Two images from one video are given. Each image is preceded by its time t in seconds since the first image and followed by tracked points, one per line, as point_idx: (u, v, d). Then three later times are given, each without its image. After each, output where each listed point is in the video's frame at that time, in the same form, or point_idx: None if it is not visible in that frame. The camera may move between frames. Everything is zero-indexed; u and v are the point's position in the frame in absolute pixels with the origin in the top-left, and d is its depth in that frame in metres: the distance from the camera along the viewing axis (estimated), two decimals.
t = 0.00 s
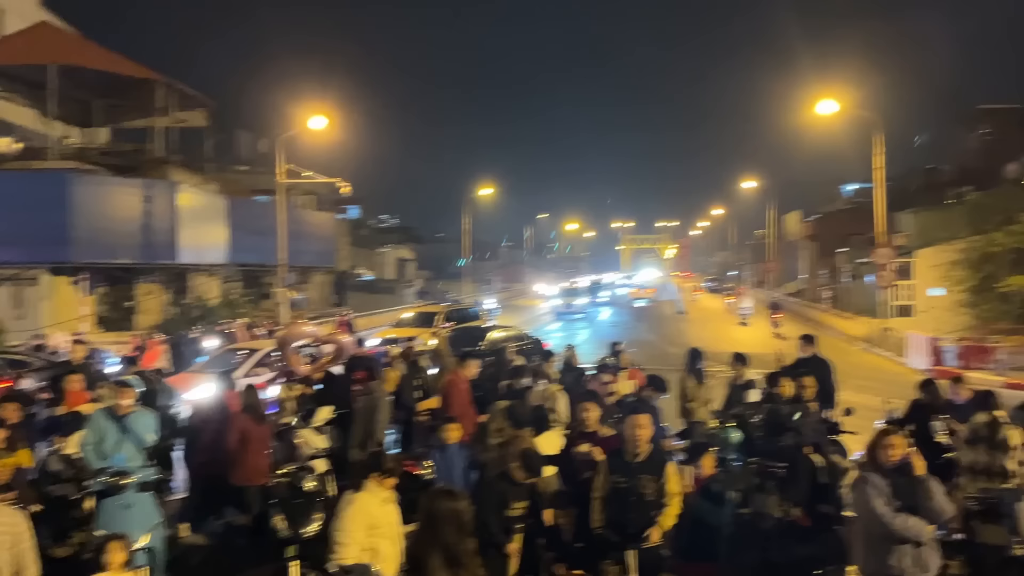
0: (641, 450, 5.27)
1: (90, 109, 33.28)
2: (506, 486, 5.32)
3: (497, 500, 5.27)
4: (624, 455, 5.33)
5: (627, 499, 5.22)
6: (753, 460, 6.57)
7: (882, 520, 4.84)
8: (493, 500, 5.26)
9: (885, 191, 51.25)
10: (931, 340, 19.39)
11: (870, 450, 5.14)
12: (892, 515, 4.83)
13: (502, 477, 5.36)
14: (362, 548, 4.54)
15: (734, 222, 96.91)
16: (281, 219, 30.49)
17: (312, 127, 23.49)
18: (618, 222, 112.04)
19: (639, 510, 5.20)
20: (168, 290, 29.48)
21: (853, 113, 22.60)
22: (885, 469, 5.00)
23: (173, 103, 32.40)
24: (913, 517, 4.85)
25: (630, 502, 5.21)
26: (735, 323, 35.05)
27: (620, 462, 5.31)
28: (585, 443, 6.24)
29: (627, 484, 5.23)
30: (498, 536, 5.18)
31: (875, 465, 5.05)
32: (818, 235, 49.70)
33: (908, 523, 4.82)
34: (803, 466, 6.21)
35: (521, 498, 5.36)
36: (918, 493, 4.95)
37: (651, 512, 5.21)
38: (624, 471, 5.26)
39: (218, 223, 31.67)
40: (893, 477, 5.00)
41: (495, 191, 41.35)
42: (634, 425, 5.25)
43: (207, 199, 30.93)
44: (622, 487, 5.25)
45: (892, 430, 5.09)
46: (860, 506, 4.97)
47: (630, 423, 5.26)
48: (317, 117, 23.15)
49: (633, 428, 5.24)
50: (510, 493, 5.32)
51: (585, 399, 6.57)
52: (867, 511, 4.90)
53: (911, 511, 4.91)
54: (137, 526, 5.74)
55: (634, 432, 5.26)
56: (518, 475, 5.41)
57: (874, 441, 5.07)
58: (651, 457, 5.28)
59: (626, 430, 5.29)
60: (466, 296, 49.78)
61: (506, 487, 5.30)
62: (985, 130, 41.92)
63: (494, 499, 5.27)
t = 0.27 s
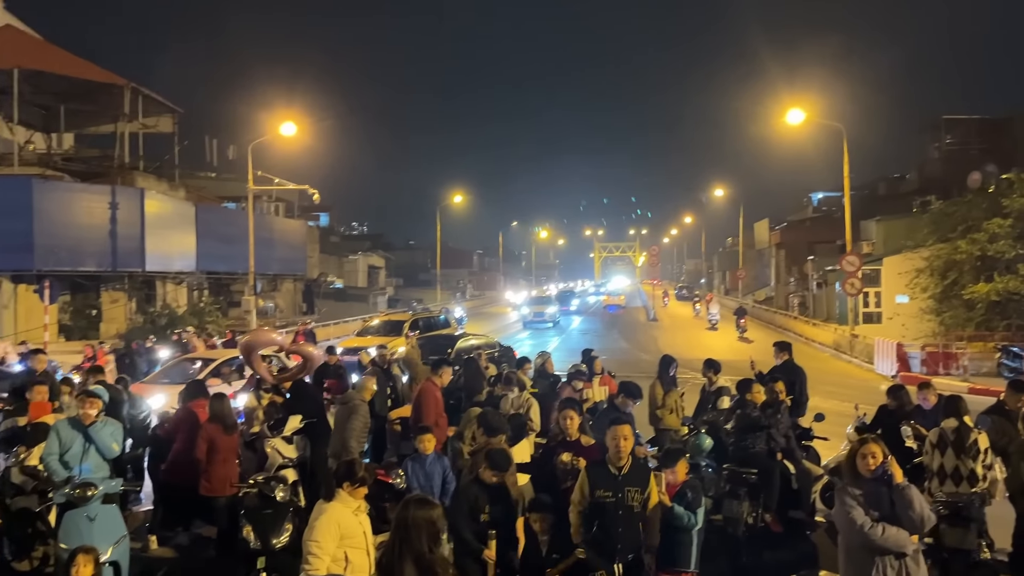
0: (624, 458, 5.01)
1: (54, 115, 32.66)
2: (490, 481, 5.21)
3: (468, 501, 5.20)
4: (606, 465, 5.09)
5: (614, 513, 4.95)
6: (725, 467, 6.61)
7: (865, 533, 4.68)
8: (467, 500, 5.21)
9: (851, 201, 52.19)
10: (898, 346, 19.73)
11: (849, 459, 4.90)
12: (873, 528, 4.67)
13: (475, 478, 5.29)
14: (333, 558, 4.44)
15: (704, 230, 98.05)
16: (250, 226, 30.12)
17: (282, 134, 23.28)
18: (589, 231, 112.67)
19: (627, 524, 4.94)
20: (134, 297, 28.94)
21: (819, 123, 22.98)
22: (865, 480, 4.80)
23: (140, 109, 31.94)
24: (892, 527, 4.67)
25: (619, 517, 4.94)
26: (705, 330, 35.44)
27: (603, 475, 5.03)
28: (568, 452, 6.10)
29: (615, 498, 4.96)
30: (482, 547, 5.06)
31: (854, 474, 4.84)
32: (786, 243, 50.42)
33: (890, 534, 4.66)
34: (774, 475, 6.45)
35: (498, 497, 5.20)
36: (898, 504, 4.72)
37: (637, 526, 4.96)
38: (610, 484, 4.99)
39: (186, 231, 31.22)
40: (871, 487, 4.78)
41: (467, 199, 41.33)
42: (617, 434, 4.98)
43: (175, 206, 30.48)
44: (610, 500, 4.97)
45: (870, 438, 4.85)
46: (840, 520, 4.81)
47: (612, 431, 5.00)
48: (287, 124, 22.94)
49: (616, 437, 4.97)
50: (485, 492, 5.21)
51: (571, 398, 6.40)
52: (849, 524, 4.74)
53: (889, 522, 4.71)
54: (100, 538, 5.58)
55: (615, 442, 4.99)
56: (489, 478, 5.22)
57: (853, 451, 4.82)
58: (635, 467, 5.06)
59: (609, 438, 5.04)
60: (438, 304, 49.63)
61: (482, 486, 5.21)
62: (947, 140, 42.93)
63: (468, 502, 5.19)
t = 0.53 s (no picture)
0: (616, 472, 4.97)
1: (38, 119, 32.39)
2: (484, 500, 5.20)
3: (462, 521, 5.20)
4: (599, 480, 5.03)
5: (615, 528, 4.88)
6: (712, 472, 6.63)
7: (859, 546, 4.61)
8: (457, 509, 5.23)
9: (836, 207, 52.61)
10: (884, 351, 19.90)
11: (849, 468, 4.83)
12: (870, 543, 4.59)
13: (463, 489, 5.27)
14: (320, 566, 4.40)
15: (691, 236, 98.58)
16: (236, 232, 29.96)
17: (268, 138, 23.18)
18: (576, 237, 113.06)
19: (630, 539, 4.89)
20: (118, 303, 28.70)
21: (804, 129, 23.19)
22: (864, 489, 4.71)
23: (125, 113, 31.72)
24: (889, 543, 4.60)
25: (621, 532, 4.89)
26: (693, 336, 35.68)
27: (599, 492, 4.93)
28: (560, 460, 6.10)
29: (615, 514, 4.90)
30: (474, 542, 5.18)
31: (853, 484, 4.76)
32: (773, 249, 50.73)
33: (886, 549, 4.59)
34: (761, 479, 6.45)
35: (487, 501, 5.20)
36: (898, 518, 4.63)
37: (637, 540, 4.92)
38: (609, 500, 4.91)
39: (171, 236, 30.99)
40: (868, 499, 4.70)
41: (454, 205, 41.30)
42: (607, 447, 4.92)
43: (160, 212, 30.26)
44: (610, 516, 4.90)
45: (871, 448, 4.78)
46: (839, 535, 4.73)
47: (602, 443, 4.95)
48: (274, 129, 22.86)
49: (607, 449, 4.91)
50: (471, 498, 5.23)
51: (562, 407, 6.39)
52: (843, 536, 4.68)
53: (885, 536, 4.64)
54: (85, 547, 5.52)
55: (605, 455, 4.93)
56: (471, 480, 5.24)
57: (853, 460, 4.76)
58: (626, 479, 5.04)
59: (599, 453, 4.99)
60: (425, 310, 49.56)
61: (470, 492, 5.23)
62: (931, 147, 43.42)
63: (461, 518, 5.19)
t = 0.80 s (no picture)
0: (625, 477, 4.94)
1: (36, 123, 32.43)
2: (483, 512, 5.06)
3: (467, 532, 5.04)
4: (608, 485, 4.98)
5: (628, 535, 4.85)
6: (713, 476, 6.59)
7: (881, 562, 4.41)
8: (459, 519, 5.09)
9: (835, 211, 52.70)
10: (884, 355, 19.91)
11: (874, 480, 4.61)
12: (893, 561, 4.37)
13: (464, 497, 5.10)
14: (320, 570, 4.38)
15: (690, 240, 98.73)
16: (235, 236, 29.94)
17: (267, 143, 23.21)
18: (575, 241, 113.26)
19: (641, 547, 4.88)
20: (117, 308, 28.69)
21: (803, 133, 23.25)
22: (892, 503, 4.48)
23: (124, 118, 31.77)
24: (915, 561, 4.36)
25: (633, 538, 4.87)
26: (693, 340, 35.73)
27: (610, 498, 4.89)
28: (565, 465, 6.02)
29: (627, 520, 4.86)
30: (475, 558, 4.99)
31: (881, 497, 4.53)
32: (772, 253, 50.79)
33: (909, 565, 4.37)
34: (762, 484, 6.44)
35: (486, 512, 5.08)
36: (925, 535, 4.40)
37: (646, 546, 4.92)
38: (621, 508, 4.87)
39: (170, 240, 31.00)
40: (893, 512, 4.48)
41: (453, 209, 41.35)
42: (617, 451, 4.90)
43: (159, 216, 30.26)
44: (622, 523, 4.86)
45: (900, 459, 4.54)
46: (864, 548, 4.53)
47: (611, 447, 4.91)
48: (273, 133, 22.89)
49: (616, 453, 4.90)
50: (471, 506, 5.09)
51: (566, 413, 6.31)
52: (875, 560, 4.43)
53: (911, 552, 4.40)
54: (85, 551, 5.51)
55: (615, 458, 4.91)
56: (473, 485, 5.07)
57: (882, 472, 4.52)
58: (635, 485, 5.02)
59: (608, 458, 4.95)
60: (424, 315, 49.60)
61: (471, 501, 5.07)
62: (929, 152, 43.56)
63: (465, 531, 5.05)
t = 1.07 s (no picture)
0: (669, 489, 5.01)
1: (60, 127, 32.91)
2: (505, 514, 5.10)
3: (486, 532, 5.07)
4: (652, 497, 5.06)
5: (669, 546, 4.85)
6: (733, 478, 6.64)
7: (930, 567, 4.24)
8: (484, 521, 5.11)
9: (855, 212, 52.20)
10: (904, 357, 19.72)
11: (922, 486, 4.52)
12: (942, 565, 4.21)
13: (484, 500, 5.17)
14: (342, 570, 4.42)
15: (709, 241, 98.26)
16: (255, 238, 30.10)
17: (287, 145, 23.37)
18: (592, 242, 113.12)
19: (680, 558, 4.86)
20: (138, 309, 29.01)
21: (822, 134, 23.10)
22: (940, 508, 4.36)
23: (145, 121, 32.15)
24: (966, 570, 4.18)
25: (673, 552, 4.85)
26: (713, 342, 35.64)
27: (655, 509, 4.95)
28: (587, 467, 5.87)
29: (668, 532, 4.88)
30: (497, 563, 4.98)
31: (927, 503, 4.42)
32: (791, 254, 50.38)
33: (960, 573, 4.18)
34: (782, 487, 6.35)
35: (512, 514, 5.11)
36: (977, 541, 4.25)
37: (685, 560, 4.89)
38: (662, 518, 4.91)
39: (190, 242, 31.30)
40: (943, 517, 4.34)
41: (471, 210, 41.45)
42: (663, 461, 5.03)
43: (179, 219, 30.57)
44: (664, 536, 4.88)
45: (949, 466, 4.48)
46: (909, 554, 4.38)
47: (659, 459, 5.05)
48: (291, 136, 23.05)
49: (662, 463, 5.02)
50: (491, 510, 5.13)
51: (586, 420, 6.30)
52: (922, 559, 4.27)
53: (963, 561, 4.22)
54: (108, 550, 5.57)
55: (661, 469, 5.03)
56: (493, 488, 5.17)
57: (931, 476, 4.44)
58: (678, 499, 5.07)
59: (655, 471, 5.06)
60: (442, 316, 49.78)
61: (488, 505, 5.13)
62: (951, 151, 43.10)
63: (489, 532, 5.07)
